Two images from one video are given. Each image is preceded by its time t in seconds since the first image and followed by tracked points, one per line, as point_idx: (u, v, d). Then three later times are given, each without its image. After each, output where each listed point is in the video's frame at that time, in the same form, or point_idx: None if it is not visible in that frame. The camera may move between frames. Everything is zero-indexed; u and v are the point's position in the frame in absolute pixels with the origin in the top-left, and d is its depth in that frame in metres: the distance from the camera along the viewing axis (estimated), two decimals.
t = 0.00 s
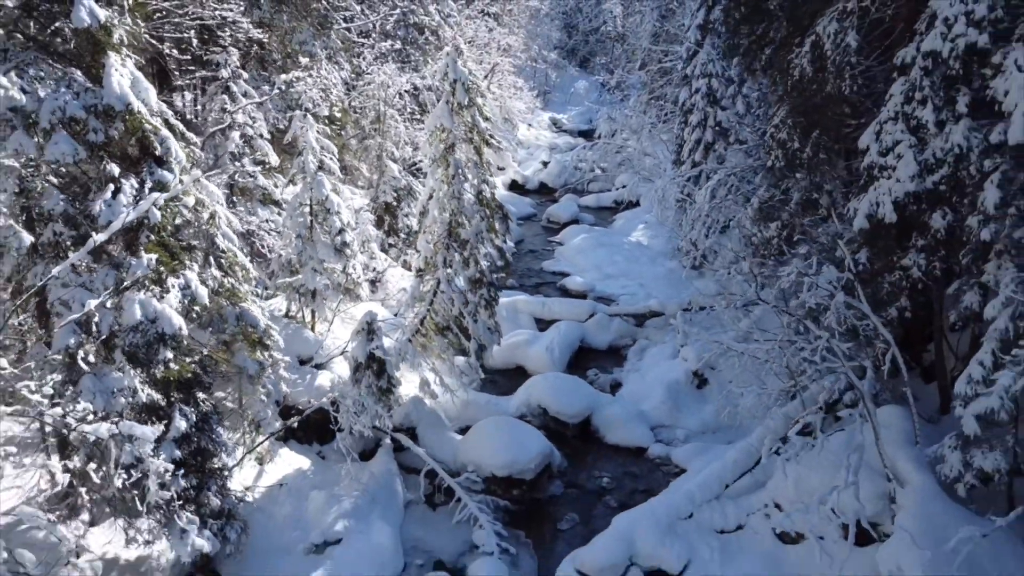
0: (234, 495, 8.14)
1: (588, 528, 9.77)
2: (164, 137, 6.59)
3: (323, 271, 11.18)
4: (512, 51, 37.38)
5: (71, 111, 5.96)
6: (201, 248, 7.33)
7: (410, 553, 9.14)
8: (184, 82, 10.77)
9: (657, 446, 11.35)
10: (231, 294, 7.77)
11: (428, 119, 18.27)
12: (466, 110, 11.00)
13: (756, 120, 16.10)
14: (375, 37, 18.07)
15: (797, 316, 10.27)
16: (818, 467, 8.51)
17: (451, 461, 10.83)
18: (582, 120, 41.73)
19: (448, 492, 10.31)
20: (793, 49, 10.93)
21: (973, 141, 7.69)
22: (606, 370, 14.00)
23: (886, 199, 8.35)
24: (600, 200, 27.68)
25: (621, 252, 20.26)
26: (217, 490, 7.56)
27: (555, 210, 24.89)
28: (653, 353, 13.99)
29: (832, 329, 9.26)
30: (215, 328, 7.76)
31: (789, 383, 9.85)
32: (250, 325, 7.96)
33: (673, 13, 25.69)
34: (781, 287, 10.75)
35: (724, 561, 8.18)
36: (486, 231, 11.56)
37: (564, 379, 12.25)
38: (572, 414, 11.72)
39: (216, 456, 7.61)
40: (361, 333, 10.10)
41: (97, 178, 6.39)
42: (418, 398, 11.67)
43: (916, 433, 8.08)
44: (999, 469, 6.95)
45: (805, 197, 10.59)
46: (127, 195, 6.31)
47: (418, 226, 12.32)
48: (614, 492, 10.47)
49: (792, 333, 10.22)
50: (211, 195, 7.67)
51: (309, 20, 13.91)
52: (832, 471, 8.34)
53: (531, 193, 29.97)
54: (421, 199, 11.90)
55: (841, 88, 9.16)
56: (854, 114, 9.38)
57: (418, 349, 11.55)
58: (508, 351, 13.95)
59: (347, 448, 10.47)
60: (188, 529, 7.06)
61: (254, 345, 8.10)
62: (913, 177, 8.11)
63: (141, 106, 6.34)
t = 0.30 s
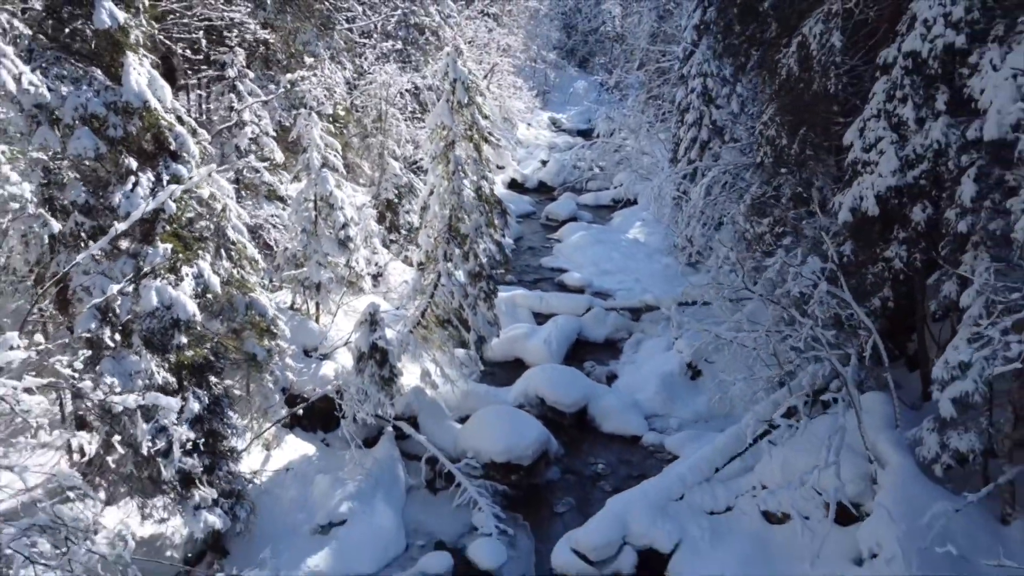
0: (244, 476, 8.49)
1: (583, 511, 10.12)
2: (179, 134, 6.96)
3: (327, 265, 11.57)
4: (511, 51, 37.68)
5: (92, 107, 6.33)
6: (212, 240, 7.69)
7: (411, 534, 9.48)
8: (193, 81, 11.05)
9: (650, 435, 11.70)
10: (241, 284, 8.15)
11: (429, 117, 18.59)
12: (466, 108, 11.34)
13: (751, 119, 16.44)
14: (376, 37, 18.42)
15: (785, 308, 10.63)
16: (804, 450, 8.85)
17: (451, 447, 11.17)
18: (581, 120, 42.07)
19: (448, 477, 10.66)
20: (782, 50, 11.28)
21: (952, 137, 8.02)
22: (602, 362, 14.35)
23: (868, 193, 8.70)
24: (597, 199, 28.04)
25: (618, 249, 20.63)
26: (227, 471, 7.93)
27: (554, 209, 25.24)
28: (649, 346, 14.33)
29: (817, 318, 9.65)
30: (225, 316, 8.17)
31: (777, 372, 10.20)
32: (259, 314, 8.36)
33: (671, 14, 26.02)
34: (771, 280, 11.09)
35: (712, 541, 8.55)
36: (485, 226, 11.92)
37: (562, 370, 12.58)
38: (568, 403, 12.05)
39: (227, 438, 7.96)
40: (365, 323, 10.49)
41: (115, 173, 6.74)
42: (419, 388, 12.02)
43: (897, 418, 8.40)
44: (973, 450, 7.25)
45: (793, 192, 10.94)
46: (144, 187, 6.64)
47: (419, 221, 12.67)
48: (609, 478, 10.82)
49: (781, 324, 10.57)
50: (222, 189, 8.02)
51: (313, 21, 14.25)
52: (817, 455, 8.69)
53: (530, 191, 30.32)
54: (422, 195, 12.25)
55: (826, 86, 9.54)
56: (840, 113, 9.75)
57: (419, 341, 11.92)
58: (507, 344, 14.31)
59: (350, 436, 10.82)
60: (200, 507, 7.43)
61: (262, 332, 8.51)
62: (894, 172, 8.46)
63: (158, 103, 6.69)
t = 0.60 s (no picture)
0: (252, 459, 8.84)
1: (579, 495, 10.47)
2: (192, 129, 7.33)
3: (331, 259, 11.99)
4: (511, 50, 38.00)
5: (112, 104, 6.70)
6: (222, 231, 8.04)
7: (412, 516, 9.83)
8: (201, 80, 11.37)
9: (644, 424, 12.04)
10: (249, 276, 8.48)
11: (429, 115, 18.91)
12: (465, 106, 11.67)
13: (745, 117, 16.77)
14: (378, 37, 18.74)
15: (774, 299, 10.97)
16: (791, 435, 9.20)
17: (451, 435, 11.51)
18: (580, 119, 42.41)
19: (448, 463, 11.00)
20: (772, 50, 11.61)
21: (931, 133, 8.40)
22: (598, 355, 14.70)
23: (853, 187, 9.05)
24: (596, 197, 28.41)
25: (615, 245, 21.00)
26: (236, 452, 8.27)
27: (552, 206, 25.60)
28: (644, 339, 14.68)
29: (803, 308, 10.01)
30: (234, 305, 8.58)
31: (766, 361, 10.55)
32: (267, 304, 8.74)
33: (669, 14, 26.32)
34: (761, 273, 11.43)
35: (702, 520, 8.91)
36: (483, 221, 12.34)
37: (559, 361, 12.93)
38: (565, 393, 12.42)
39: (237, 421, 8.32)
40: (368, 314, 10.79)
41: (133, 166, 7.09)
42: (420, 378, 12.36)
43: (879, 402, 8.72)
44: (950, 432, 7.62)
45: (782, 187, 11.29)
46: (160, 180, 7.01)
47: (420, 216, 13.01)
48: (604, 464, 11.18)
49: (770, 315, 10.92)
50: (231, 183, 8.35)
51: (316, 21, 14.56)
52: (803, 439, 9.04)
53: (529, 189, 30.70)
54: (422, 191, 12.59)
55: (813, 85, 9.88)
56: (826, 111, 10.10)
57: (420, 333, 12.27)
58: (506, 337, 14.66)
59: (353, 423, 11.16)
60: (212, 486, 7.78)
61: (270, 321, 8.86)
62: (877, 168, 8.80)
63: (173, 101, 7.08)
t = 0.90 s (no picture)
0: (261, 442, 9.19)
1: (576, 481, 10.83)
2: (206, 125, 7.70)
3: (335, 253, 12.29)
4: (511, 50, 38.36)
5: (131, 101, 7.06)
6: (233, 223, 8.39)
7: (415, 500, 10.19)
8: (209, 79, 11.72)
9: (640, 412, 12.40)
10: (257, 266, 8.84)
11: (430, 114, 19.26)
12: (466, 104, 12.01)
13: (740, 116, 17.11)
14: (380, 37, 19.10)
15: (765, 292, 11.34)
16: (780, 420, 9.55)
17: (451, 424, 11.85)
18: (579, 118, 42.78)
19: (449, 450, 11.36)
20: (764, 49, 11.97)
21: (914, 130, 8.75)
22: (595, 347, 15.06)
23: (839, 182, 9.40)
24: (594, 195, 28.80)
25: (613, 242, 21.37)
26: (247, 435, 8.61)
27: (551, 204, 25.97)
28: (640, 331, 15.05)
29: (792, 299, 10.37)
30: (245, 294, 8.78)
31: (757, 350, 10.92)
32: (276, 293, 9.08)
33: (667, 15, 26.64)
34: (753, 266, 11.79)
35: (694, 503, 9.24)
36: (484, 216, 12.63)
37: (557, 352, 13.29)
38: (563, 383, 12.79)
39: (247, 405, 8.67)
40: (371, 306, 11.06)
41: (151, 160, 7.46)
42: (422, 369, 12.71)
43: (863, 388, 9.08)
44: (929, 415, 7.98)
45: (773, 182, 11.65)
46: (175, 173, 7.37)
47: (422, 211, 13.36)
48: (601, 450, 11.54)
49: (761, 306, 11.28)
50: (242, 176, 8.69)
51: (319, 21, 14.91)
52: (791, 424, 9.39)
53: (529, 188, 31.10)
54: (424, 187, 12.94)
55: (802, 84, 10.23)
56: (815, 109, 10.44)
57: (422, 324, 12.61)
58: (505, 330, 15.02)
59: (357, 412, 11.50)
60: (224, 466, 8.10)
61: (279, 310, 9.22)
62: (862, 163, 9.12)
63: (187, 98, 7.44)
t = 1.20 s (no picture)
0: (270, 428, 9.53)
1: (573, 467, 11.19)
2: (219, 122, 8.07)
3: (340, 247, 12.66)
4: (511, 50, 38.72)
5: (148, 99, 7.44)
6: (243, 215, 8.75)
7: (418, 484, 10.55)
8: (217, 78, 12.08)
9: (636, 402, 12.76)
10: (269, 257, 9.15)
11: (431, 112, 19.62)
12: (467, 103, 12.36)
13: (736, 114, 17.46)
14: (383, 37, 19.46)
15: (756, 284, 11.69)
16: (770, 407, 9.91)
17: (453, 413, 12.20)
18: (579, 118, 43.14)
19: (451, 438, 11.71)
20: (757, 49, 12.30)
21: (898, 127, 9.10)
22: (593, 340, 15.43)
23: (827, 177, 9.74)
24: (593, 193, 29.17)
25: (611, 239, 21.74)
26: (257, 420, 8.95)
27: (551, 202, 26.34)
28: (637, 324, 15.41)
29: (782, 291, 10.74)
30: (256, 284, 9.14)
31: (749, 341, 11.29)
32: (285, 283, 9.45)
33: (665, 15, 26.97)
34: (745, 259, 12.14)
35: (686, 486, 9.64)
36: (485, 211, 12.98)
37: (555, 344, 13.64)
38: (561, 373, 13.16)
39: (256, 391, 8.99)
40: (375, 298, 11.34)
41: (167, 156, 7.85)
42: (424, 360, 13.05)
43: (850, 375, 9.43)
44: (911, 399, 8.34)
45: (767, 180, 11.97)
46: (190, 167, 7.74)
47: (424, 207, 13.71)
48: (598, 438, 11.90)
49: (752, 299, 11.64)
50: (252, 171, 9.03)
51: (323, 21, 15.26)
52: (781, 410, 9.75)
53: (528, 186, 31.48)
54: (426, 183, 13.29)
55: (791, 83, 10.59)
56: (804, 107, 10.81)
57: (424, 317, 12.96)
58: (505, 323, 15.37)
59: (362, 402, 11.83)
60: (236, 448, 8.45)
61: (286, 299, 9.60)
62: (849, 159, 9.43)
63: (201, 95, 7.79)
